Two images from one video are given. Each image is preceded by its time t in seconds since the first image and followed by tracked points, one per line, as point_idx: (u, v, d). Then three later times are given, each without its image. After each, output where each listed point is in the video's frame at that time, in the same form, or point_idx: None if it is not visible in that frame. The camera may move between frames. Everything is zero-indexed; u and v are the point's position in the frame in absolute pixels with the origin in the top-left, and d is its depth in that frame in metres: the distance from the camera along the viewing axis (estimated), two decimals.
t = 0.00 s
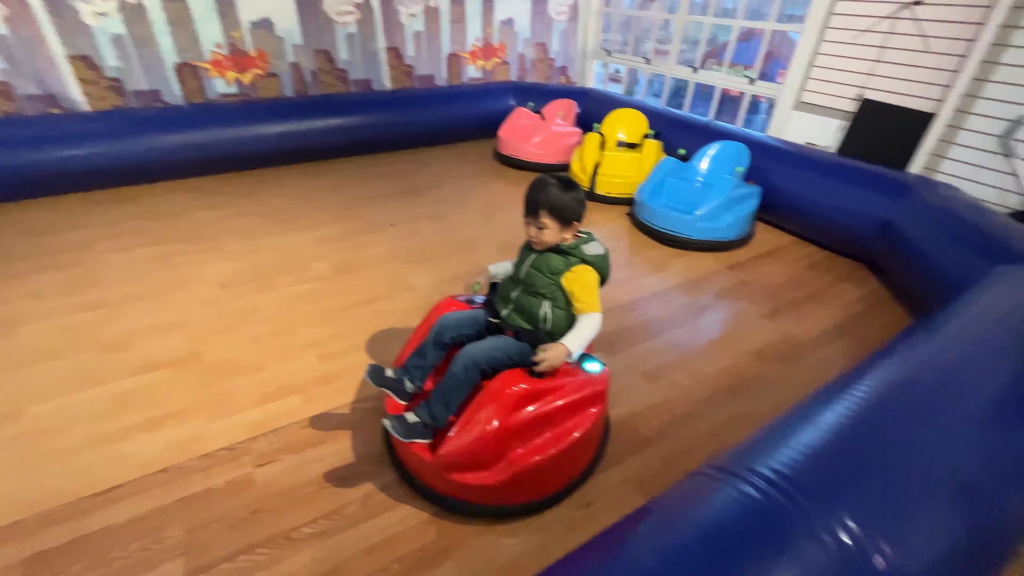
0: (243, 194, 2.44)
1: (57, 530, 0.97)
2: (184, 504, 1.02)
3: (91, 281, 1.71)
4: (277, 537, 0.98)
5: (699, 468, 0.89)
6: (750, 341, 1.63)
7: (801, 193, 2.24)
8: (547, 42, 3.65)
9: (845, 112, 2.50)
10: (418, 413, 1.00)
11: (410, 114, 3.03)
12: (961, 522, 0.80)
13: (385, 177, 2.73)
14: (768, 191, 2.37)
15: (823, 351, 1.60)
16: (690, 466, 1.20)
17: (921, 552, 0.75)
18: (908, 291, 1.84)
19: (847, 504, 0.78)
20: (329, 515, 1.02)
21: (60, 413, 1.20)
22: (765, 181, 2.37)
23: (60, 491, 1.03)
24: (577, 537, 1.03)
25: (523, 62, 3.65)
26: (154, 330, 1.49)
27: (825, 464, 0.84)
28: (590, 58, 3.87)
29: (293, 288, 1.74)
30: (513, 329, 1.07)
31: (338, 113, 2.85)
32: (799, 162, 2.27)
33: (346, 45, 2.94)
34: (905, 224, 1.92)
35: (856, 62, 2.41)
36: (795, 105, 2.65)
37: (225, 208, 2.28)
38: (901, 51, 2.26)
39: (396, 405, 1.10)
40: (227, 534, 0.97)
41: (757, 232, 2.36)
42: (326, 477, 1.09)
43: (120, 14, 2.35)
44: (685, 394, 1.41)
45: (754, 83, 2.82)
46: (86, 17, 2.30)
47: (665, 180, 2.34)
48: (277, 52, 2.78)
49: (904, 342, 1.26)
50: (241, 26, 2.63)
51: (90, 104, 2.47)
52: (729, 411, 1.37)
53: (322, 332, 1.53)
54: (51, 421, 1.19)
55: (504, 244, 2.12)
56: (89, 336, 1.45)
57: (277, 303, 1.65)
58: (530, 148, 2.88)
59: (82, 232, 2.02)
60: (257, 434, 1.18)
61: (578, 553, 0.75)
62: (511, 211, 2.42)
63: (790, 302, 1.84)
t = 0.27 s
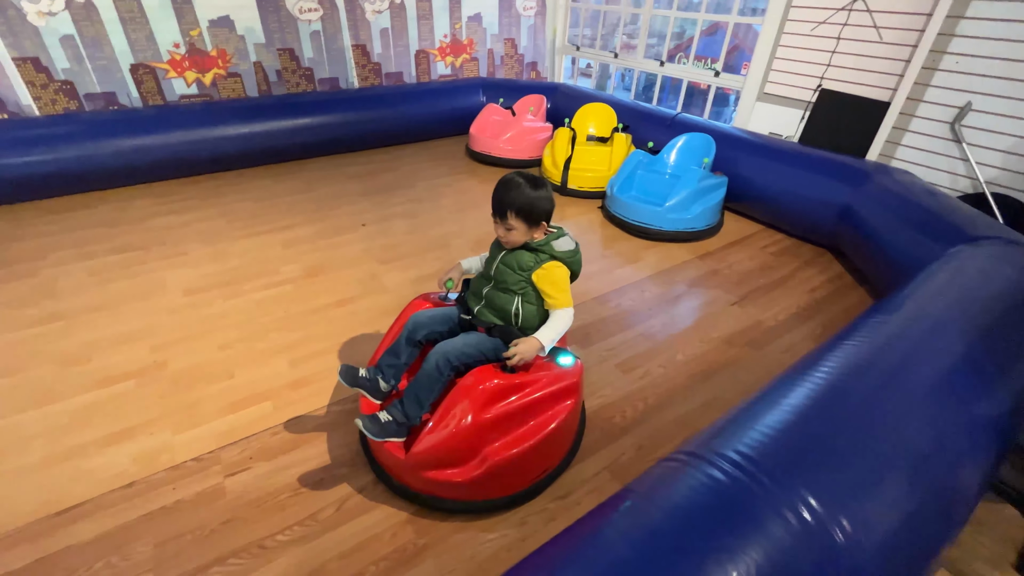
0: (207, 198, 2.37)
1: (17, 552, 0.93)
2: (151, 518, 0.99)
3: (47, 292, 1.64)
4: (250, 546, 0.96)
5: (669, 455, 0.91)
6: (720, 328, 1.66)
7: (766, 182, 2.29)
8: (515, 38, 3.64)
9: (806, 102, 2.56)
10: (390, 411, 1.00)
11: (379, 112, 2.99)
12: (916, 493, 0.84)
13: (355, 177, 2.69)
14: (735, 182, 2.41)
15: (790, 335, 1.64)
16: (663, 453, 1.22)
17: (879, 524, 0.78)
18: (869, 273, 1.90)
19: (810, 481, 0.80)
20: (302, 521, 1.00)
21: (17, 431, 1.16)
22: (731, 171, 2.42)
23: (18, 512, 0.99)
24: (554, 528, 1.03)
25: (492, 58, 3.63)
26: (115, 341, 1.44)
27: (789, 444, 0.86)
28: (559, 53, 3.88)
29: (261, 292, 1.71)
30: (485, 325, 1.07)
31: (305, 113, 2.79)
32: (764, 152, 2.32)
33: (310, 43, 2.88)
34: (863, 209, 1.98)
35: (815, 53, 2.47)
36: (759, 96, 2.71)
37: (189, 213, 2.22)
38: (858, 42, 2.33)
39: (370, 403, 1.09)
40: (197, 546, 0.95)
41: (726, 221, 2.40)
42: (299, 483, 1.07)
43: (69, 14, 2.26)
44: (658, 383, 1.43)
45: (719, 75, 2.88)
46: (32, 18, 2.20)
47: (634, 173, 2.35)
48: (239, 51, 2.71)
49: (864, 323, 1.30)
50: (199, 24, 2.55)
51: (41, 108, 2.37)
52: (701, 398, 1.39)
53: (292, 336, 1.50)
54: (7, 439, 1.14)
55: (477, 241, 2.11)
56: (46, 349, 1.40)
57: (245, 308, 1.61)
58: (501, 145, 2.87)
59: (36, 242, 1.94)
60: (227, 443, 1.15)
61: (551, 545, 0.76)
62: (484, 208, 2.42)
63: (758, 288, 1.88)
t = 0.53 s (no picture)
0: (207, 203, 2.38)
1: (22, 559, 0.93)
2: (155, 522, 1.00)
3: (49, 300, 1.65)
4: (253, 549, 0.96)
5: (669, 451, 0.91)
6: (720, 323, 1.66)
7: (764, 177, 2.28)
8: (512, 37, 3.64)
9: (803, 95, 2.55)
10: (390, 414, 1.01)
11: (376, 114, 2.99)
12: (917, 483, 0.84)
13: (354, 179, 2.70)
14: (733, 177, 2.41)
15: (791, 329, 1.64)
16: (665, 450, 1.22)
17: (879, 515, 0.78)
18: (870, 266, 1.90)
19: (809, 474, 0.80)
20: (305, 523, 1.01)
21: (21, 439, 1.16)
22: (729, 167, 2.42)
23: (22, 518, 1.00)
24: (556, 527, 1.04)
25: (489, 58, 3.63)
26: (117, 347, 1.44)
27: (788, 438, 0.86)
28: (556, 51, 3.87)
29: (262, 296, 1.71)
30: (483, 325, 1.07)
31: (303, 116, 2.80)
32: (761, 146, 2.31)
33: (307, 47, 2.89)
34: (862, 201, 1.98)
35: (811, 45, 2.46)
36: (756, 90, 2.71)
37: (189, 218, 2.23)
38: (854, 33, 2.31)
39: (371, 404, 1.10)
40: (201, 550, 0.95)
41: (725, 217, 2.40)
42: (302, 485, 1.08)
43: (65, 22, 2.27)
44: (659, 379, 1.43)
45: (716, 70, 2.88)
46: (29, 27, 2.21)
47: (633, 170, 2.36)
48: (236, 55, 2.71)
49: (864, 316, 1.30)
50: (196, 30, 2.56)
51: (40, 117, 2.38)
52: (702, 393, 1.39)
53: (293, 339, 1.51)
54: (11, 447, 1.15)
55: (477, 241, 2.11)
56: (49, 357, 1.41)
57: (246, 313, 1.62)
58: (499, 144, 2.87)
59: (37, 250, 1.95)
60: (229, 446, 1.16)
61: (552, 543, 0.76)
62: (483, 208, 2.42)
63: (759, 283, 1.88)
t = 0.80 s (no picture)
0: (228, 203, 2.44)
1: (53, 543, 0.98)
2: (177, 511, 1.04)
3: (79, 297, 1.72)
4: (270, 538, 0.99)
5: (678, 449, 0.92)
6: (734, 323, 1.65)
7: (782, 174, 2.26)
8: (527, 36, 3.65)
9: (824, 90, 2.50)
10: (397, 416, 1.02)
11: (393, 115, 3.03)
12: (932, 486, 0.83)
13: (370, 179, 2.74)
14: (750, 175, 2.38)
15: (807, 329, 1.62)
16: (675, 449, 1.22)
17: (892, 518, 0.77)
18: (890, 265, 1.86)
19: (819, 474, 0.80)
20: (320, 514, 1.04)
21: (53, 429, 1.22)
22: (747, 164, 2.39)
23: (54, 505, 1.05)
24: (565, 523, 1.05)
25: (504, 57, 3.65)
26: (143, 343, 1.50)
27: (799, 438, 0.86)
28: (571, 50, 3.87)
29: (280, 294, 1.76)
30: (487, 324, 1.08)
31: (321, 117, 2.85)
32: (780, 143, 2.28)
33: (325, 49, 2.94)
34: (883, 199, 1.94)
35: (833, 39, 2.41)
36: (775, 86, 2.67)
37: (211, 219, 2.29)
38: (877, 27, 2.26)
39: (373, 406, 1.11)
40: (221, 538, 0.99)
41: (742, 215, 2.38)
42: (317, 477, 1.11)
43: (95, 30, 2.35)
44: (670, 378, 1.43)
45: (733, 66, 2.84)
46: (62, 35, 2.29)
47: (647, 168, 2.36)
48: (256, 59, 2.78)
49: (882, 315, 1.28)
50: (219, 35, 2.62)
51: (72, 121, 2.47)
52: (714, 393, 1.39)
53: (310, 336, 1.55)
54: (44, 437, 1.20)
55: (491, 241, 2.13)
56: (79, 352, 1.47)
57: (264, 311, 1.66)
58: (514, 143, 2.88)
59: (69, 250, 2.03)
60: (248, 439, 1.20)
61: (556, 538, 0.77)
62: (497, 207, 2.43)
63: (774, 282, 1.86)
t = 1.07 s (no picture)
0: (277, 196, 2.56)
1: (119, 502, 1.07)
2: (228, 479, 1.12)
3: (143, 281, 1.85)
4: (312, 508, 1.06)
5: (710, 442, 0.91)
6: (772, 323, 1.62)
7: (831, 171, 2.18)
8: (568, 30, 3.64)
9: (881, 83, 2.40)
10: (393, 418, 1.03)
11: (433, 111, 3.09)
12: (978, 494, 0.80)
13: (410, 174, 2.81)
14: (797, 171, 2.32)
15: (850, 331, 1.57)
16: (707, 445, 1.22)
17: (932, 526, 0.75)
18: (946, 266, 1.78)
19: (856, 475, 0.78)
20: (358, 489, 1.10)
21: (119, 399, 1.33)
22: (793, 160, 2.33)
23: (120, 467, 1.14)
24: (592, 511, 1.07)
25: (544, 52, 3.66)
26: (199, 324, 1.60)
27: (837, 437, 0.85)
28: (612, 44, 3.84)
29: (324, 282, 1.84)
30: (483, 326, 1.09)
31: (365, 113, 2.94)
32: (831, 139, 2.20)
33: (370, 47, 3.03)
34: (940, 198, 1.86)
35: (891, 28, 2.30)
36: (827, 78, 2.58)
37: (261, 210, 2.41)
38: (942, 15, 2.15)
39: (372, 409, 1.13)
40: (267, 506, 1.06)
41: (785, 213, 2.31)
42: (357, 454, 1.17)
43: (161, 31, 2.50)
44: (704, 376, 1.42)
45: (782, 59, 2.73)
46: (132, 36, 2.45)
47: (688, 163, 2.32)
48: (306, 57, 2.89)
49: (934, 317, 1.23)
50: (272, 35, 2.75)
51: (138, 117, 2.64)
52: (749, 392, 1.37)
53: (351, 322, 1.62)
54: (112, 406, 1.31)
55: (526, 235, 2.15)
56: (142, 330, 1.58)
57: (309, 297, 1.74)
58: (551, 138, 2.90)
59: (134, 237, 2.18)
60: (292, 416, 1.27)
61: (582, 522, 0.80)
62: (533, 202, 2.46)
63: (817, 283, 1.81)
